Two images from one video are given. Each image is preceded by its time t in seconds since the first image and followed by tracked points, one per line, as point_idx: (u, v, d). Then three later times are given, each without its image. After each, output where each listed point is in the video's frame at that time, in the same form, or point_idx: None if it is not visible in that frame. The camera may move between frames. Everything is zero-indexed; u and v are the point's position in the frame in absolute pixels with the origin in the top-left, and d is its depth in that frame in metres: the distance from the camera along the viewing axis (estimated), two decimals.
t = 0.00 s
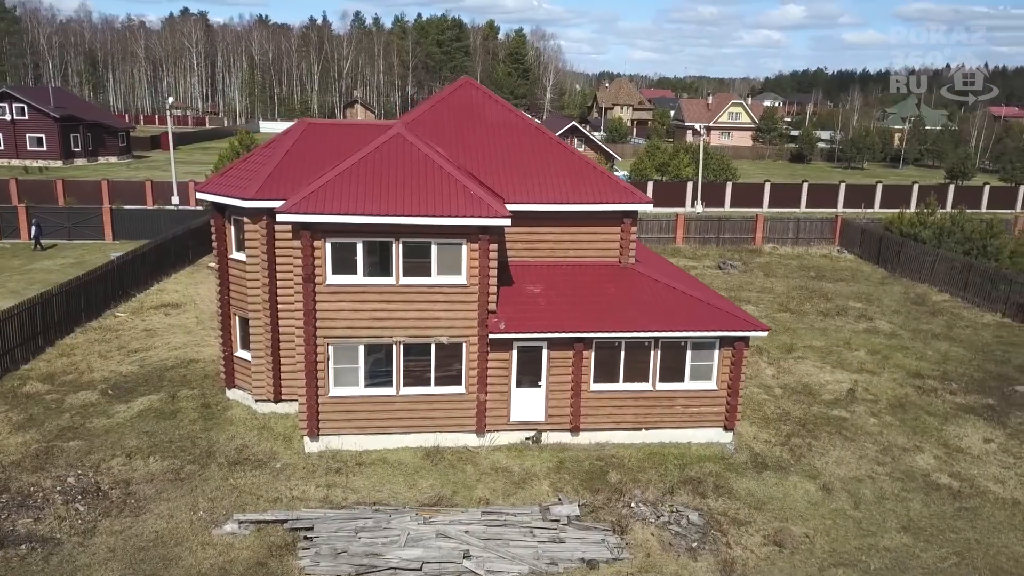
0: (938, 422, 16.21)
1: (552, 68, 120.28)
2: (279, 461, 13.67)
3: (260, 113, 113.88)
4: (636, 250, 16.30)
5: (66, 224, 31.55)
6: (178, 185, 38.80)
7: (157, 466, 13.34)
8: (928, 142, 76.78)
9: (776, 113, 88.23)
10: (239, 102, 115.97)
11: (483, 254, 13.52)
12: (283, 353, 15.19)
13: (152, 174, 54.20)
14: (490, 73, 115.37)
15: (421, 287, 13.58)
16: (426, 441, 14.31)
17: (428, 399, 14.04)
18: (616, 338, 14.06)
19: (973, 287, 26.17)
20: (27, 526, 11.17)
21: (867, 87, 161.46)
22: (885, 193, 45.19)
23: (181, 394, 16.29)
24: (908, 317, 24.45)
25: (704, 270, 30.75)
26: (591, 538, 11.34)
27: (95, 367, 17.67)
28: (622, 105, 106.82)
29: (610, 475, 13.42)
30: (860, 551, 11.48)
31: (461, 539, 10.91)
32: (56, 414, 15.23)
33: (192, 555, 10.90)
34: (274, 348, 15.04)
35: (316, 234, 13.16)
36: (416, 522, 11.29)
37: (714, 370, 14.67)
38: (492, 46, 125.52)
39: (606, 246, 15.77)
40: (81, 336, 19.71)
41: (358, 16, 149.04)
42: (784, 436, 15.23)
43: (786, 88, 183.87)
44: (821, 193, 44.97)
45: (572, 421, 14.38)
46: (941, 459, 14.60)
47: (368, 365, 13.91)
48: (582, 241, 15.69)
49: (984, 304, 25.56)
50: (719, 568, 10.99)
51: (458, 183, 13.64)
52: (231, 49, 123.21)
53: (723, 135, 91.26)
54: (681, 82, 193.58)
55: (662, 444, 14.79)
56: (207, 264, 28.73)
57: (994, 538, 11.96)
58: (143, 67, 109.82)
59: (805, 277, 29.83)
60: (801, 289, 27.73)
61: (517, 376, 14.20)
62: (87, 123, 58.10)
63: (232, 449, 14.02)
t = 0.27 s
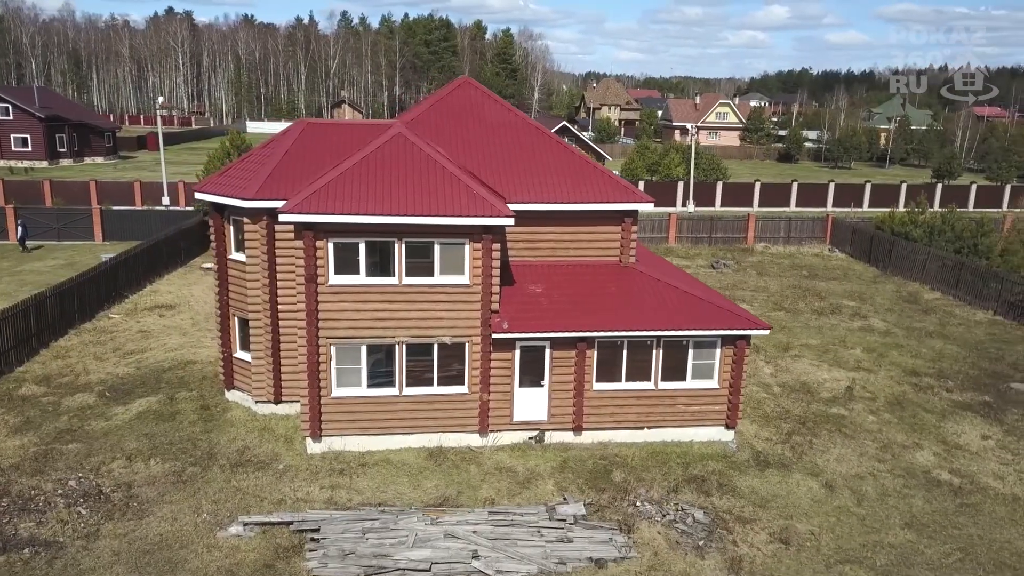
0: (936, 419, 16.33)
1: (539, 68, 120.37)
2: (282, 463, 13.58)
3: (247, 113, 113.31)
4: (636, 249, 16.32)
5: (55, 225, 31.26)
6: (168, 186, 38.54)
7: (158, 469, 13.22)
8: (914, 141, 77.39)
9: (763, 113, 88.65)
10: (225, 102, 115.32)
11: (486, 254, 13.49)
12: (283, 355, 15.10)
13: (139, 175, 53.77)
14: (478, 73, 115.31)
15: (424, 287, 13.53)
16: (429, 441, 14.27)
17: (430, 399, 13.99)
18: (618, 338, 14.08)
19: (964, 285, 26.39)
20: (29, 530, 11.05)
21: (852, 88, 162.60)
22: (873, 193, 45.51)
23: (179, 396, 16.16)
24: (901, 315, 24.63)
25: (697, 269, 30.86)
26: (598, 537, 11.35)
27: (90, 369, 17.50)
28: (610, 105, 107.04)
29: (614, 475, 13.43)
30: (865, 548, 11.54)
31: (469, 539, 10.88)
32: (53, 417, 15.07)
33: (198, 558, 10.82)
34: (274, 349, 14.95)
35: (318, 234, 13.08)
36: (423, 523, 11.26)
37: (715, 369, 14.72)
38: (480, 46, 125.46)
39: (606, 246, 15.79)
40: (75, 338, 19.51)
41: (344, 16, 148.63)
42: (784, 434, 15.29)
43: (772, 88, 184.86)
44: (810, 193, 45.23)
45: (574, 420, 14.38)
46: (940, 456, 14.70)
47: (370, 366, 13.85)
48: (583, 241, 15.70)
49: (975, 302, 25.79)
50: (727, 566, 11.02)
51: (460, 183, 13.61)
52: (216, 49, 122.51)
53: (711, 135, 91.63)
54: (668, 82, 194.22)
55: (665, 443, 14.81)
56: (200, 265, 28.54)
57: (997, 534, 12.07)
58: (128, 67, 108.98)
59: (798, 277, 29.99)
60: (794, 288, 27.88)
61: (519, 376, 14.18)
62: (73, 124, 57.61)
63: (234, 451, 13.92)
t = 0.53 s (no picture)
0: (931, 416, 16.47)
1: (525, 68, 120.40)
2: (282, 465, 13.48)
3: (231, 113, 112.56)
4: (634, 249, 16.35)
5: (41, 226, 30.90)
6: (154, 187, 38.18)
7: (157, 472, 13.09)
8: (897, 141, 78.08)
9: (748, 113, 89.14)
10: (209, 102, 114.47)
11: (487, 254, 13.45)
12: (282, 356, 15.01)
13: (123, 176, 53.23)
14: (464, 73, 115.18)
15: (425, 288, 13.48)
16: (430, 442, 14.21)
17: (431, 400, 13.94)
18: (619, 337, 14.09)
19: (954, 283, 26.64)
20: (29, 536, 10.89)
21: (834, 88, 163.89)
22: (860, 192, 45.87)
23: (175, 398, 16.01)
24: (892, 313, 24.83)
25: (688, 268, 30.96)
26: (604, 537, 11.36)
27: (84, 372, 17.30)
28: (595, 105, 107.24)
29: (616, 474, 13.43)
30: (868, 546, 11.61)
31: (475, 540, 10.85)
32: (47, 421, 14.88)
33: (202, 562, 10.72)
34: (273, 350, 14.85)
35: (319, 234, 13.00)
36: (428, 524, 11.22)
37: (715, 368, 14.77)
38: (465, 46, 125.32)
39: (605, 246, 15.80)
40: (66, 340, 19.28)
41: (328, 15, 147.99)
42: (783, 432, 15.36)
43: (755, 88, 185.94)
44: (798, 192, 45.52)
45: (575, 420, 14.38)
46: (937, 453, 14.83)
47: (371, 367, 13.78)
48: (582, 241, 15.71)
49: (964, 300, 26.05)
50: (733, 564, 11.05)
51: (461, 182, 13.57)
52: (199, 49, 121.59)
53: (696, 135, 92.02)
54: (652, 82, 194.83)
55: (665, 442, 14.84)
56: (190, 266, 28.29)
57: (997, 530, 12.18)
58: (109, 67, 107.94)
59: (788, 275, 30.17)
60: (786, 287, 28.04)
61: (520, 376, 14.16)
62: (55, 124, 56.98)
63: (233, 453, 13.80)
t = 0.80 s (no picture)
0: (926, 413, 16.61)
1: (509, 68, 120.35)
2: (282, 468, 13.36)
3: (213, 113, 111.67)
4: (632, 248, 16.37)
5: (26, 227, 30.53)
6: (139, 188, 37.78)
7: (155, 476, 12.94)
8: (880, 140, 78.76)
9: (732, 112, 89.57)
10: (191, 101, 113.52)
11: (488, 254, 13.41)
12: (280, 358, 14.89)
13: (106, 176, 52.63)
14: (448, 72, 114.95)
15: (425, 288, 13.41)
16: (431, 443, 14.15)
17: (432, 401, 13.87)
18: (619, 336, 14.10)
19: (942, 281, 26.90)
20: (29, 542, 10.73)
21: (816, 87, 165.15)
22: (845, 190, 46.22)
23: (171, 401, 15.84)
24: (882, 311, 25.03)
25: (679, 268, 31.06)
26: (610, 537, 11.36)
27: (76, 375, 17.08)
28: (580, 105, 107.38)
29: (618, 474, 13.44)
30: (871, 542, 11.69)
31: (482, 541, 10.81)
32: (41, 425, 14.67)
33: (205, 566, 10.61)
34: (270, 352, 14.72)
35: (319, 234, 12.90)
36: (434, 526, 11.17)
37: (714, 366, 14.82)
38: (449, 45, 125.08)
39: (603, 245, 15.82)
40: (56, 343, 19.02)
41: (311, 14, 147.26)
42: (782, 430, 15.43)
43: (737, 87, 186.97)
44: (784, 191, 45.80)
45: (576, 420, 14.37)
46: (934, 449, 14.96)
47: (371, 368, 13.70)
48: (580, 239, 15.71)
49: (952, 297, 26.32)
50: (739, 562, 11.08)
51: (462, 181, 13.52)
52: (181, 48, 120.54)
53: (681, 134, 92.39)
54: (635, 82, 195.43)
55: (665, 441, 14.87)
56: (178, 268, 28.02)
57: (996, 525, 12.30)
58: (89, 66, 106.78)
59: (778, 274, 30.34)
60: (776, 286, 28.20)
61: (521, 376, 14.12)
62: (36, 124, 56.30)
63: (232, 456, 13.67)
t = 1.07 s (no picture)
0: (918, 411, 16.76)
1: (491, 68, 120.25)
2: (279, 473, 13.23)
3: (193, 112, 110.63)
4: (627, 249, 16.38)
5: (6, 229, 30.07)
6: (121, 189, 37.31)
7: (150, 482, 12.76)
8: (860, 140, 79.50)
9: (714, 112, 90.02)
10: (170, 101, 112.37)
11: (486, 256, 13.36)
12: (275, 361, 14.75)
13: (86, 177, 51.93)
14: (430, 72, 114.67)
15: (423, 290, 13.33)
16: (428, 446, 14.07)
17: (430, 403, 13.80)
18: (617, 338, 14.10)
19: (927, 280, 27.19)
20: (24, 551, 10.54)
21: (795, 88, 166.49)
22: (828, 190, 46.60)
23: (163, 405, 15.65)
24: (870, 310, 25.25)
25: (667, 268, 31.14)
26: (612, 539, 11.35)
27: (64, 380, 16.82)
28: (562, 105, 107.51)
29: (617, 475, 13.44)
30: (871, 541, 11.76)
31: (486, 545, 10.76)
32: (31, 431, 14.43)
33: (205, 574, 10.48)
34: (265, 355, 14.59)
35: (316, 237, 12.78)
36: (436, 530, 11.11)
37: (710, 367, 14.86)
38: (431, 45, 124.78)
39: (598, 246, 15.81)
40: (42, 347, 18.72)
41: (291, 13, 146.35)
42: (777, 430, 15.51)
43: (717, 88, 188.04)
44: (768, 191, 46.09)
45: (574, 421, 14.36)
46: (927, 448, 15.10)
47: (369, 371, 13.60)
48: (575, 241, 15.70)
49: (938, 296, 26.60)
50: (741, 563, 11.10)
51: (459, 183, 13.47)
52: (159, 47, 119.32)
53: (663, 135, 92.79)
54: (616, 82, 196.04)
55: (662, 442, 14.89)
56: (164, 270, 27.69)
57: (992, 522, 12.42)
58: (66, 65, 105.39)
59: (765, 274, 30.52)
60: (764, 285, 28.35)
61: (519, 378, 14.08)
62: (13, 124, 55.48)
63: (228, 461, 13.51)
